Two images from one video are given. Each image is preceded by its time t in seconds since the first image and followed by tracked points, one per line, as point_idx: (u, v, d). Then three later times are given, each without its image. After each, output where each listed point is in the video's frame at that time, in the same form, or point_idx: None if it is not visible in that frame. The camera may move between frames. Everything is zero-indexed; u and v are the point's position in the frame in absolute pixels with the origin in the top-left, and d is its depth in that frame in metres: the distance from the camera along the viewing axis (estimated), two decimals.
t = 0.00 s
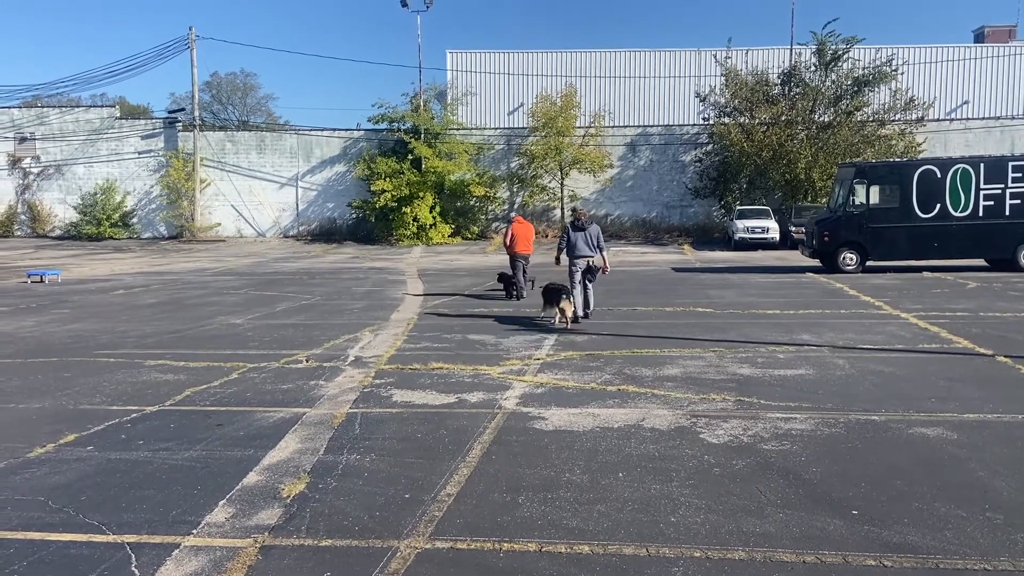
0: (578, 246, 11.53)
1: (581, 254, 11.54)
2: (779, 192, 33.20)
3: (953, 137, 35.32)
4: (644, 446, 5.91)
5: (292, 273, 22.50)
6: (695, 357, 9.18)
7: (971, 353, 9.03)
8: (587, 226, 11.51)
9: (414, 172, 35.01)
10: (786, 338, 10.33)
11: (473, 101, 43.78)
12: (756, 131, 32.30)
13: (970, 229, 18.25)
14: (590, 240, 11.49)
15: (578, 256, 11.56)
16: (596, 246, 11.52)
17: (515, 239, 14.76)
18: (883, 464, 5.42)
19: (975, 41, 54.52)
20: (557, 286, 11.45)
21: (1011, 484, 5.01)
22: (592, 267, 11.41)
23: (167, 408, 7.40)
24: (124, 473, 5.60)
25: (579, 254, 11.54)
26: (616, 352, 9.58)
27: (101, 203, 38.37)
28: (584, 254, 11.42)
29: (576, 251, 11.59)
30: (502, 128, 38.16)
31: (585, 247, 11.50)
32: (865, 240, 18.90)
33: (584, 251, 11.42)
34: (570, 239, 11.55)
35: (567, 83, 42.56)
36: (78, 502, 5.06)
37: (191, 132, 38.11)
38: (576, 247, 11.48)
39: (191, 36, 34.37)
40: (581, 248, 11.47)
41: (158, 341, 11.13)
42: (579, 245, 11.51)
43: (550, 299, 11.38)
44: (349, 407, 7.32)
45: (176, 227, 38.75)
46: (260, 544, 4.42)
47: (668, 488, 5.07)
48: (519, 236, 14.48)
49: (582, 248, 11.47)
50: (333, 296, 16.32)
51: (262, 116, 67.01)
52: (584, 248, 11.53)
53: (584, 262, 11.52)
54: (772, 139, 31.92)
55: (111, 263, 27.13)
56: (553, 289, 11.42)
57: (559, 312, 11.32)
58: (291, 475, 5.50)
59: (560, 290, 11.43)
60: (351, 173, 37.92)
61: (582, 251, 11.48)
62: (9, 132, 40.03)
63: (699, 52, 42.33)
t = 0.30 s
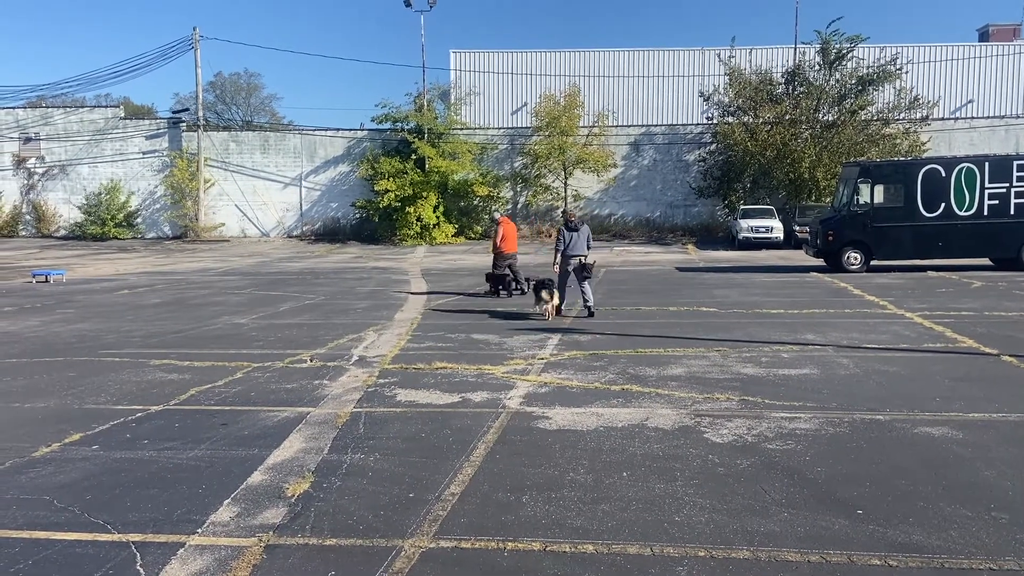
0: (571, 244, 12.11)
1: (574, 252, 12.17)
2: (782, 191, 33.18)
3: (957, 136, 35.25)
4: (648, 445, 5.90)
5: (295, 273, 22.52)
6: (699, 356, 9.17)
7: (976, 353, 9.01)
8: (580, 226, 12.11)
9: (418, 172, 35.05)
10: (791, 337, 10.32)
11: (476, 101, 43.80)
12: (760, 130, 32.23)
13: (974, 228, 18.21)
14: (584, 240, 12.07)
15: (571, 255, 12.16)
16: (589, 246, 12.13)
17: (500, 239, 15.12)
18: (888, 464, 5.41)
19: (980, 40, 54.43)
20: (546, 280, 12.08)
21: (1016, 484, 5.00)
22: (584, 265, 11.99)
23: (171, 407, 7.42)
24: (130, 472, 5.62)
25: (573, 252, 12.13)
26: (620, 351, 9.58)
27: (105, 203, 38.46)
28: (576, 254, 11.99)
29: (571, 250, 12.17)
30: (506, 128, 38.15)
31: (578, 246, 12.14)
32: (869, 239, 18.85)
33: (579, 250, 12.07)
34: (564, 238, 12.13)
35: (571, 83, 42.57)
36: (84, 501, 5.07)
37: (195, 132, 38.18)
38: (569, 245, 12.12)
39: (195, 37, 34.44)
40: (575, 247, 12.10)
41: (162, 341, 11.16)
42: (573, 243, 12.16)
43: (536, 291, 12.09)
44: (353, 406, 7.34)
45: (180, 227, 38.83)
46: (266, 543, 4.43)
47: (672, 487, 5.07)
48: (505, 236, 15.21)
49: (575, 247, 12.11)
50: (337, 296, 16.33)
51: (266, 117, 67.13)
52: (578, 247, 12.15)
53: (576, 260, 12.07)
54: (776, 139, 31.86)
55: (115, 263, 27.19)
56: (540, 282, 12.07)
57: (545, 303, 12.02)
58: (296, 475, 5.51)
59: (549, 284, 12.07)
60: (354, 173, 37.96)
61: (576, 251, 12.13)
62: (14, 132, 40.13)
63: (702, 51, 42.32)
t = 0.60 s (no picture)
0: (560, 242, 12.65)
1: (565, 250, 12.65)
2: (791, 190, 33.07)
3: (967, 134, 35.04)
4: (656, 445, 5.89)
5: (303, 272, 22.57)
6: (707, 356, 9.14)
7: (987, 352, 8.95)
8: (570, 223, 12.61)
9: (425, 171, 35.08)
10: (800, 337, 10.27)
11: (484, 100, 43.80)
12: (768, 129, 32.10)
13: (984, 227, 18.12)
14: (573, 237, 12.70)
15: (562, 253, 12.61)
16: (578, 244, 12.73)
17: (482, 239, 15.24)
18: (897, 464, 5.38)
19: (989, 39, 54.15)
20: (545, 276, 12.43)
21: None
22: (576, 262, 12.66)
23: (180, 407, 7.45)
24: (139, 472, 5.64)
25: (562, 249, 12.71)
26: (628, 351, 9.56)
27: (115, 203, 38.63)
28: (570, 250, 12.53)
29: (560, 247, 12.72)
30: (513, 127, 38.11)
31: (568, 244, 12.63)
32: (878, 238, 18.77)
33: (571, 246, 12.60)
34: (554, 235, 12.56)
35: (578, 83, 42.53)
36: (94, 500, 5.10)
37: (203, 132, 38.31)
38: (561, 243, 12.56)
39: (203, 38, 34.53)
40: (566, 244, 12.57)
41: (171, 340, 11.20)
42: (563, 241, 12.63)
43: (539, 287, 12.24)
44: (361, 406, 7.35)
45: (189, 227, 38.97)
46: (274, 542, 4.44)
47: (680, 487, 5.06)
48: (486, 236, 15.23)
49: (567, 244, 12.60)
50: (345, 296, 16.35)
51: (274, 117, 67.33)
52: (568, 245, 12.64)
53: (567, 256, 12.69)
54: (784, 137, 31.74)
55: (124, 262, 27.31)
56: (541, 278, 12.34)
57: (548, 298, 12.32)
58: (304, 474, 5.52)
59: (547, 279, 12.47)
60: (362, 173, 38.02)
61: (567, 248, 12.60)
62: (24, 133, 40.34)
63: (710, 50, 42.22)
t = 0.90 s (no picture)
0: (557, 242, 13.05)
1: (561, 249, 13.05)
2: (806, 189, 32.88)
3: (985, 133, 34.71)
4: (670, 446, 5.87)
5: (317, 272, 22.64)
6: (722, 356, 9.11)
7: (1005, 352, 8.86)
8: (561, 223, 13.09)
9: (438, 172, 35.14)
10: (815, 337, 10.20)
11: (497, 100, 43.81)
12: (783, 128, 31.91)
13: (1002, 226, 17.98)
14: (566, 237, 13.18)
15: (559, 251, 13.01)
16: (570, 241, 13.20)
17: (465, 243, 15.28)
18: (913, 465, 5.34)
19: (1007, 37, 53.63)
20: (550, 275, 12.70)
21: None
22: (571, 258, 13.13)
23: (196, 406, 7.50)
24: (155, 470, 5.68)
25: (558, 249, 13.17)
26: (641, 351, 9.54)
27: (131, 203, 38.92)
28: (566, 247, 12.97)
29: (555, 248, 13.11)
30: (526, 127, 38.08)
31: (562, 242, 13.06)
32: (894, 237, 18.59)
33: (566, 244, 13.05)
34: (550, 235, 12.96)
35: (591, 82, 42.49)
36: (110, 498, 5.14)
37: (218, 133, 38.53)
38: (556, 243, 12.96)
39: (218, 39, 34.74)
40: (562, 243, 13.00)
41: (186, 340, 11.26)
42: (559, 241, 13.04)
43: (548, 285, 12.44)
44: (375, 405, 7.37)
45: (204, 227, 39.21)
46: (289, 541, 4.46)
47: (694, 488, 5.04)
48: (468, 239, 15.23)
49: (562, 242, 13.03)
50: (359, 296, 16.38)
51: (288, 118, 67.64)
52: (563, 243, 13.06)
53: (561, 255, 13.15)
54: (799, 136, 31.53)
55: (140, 263, 27.51)
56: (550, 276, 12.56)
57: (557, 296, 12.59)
58: (318, 473, 5.54)
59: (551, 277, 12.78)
60: (375, 173, 38.14)
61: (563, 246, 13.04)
62: (41, 134, 40.69)
63: (723, 49, 42.07)
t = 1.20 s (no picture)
0: (551, 242, 13.72)
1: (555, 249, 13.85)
2: (826, 189, 32.60)
3: (1009, 132, 34.23)
4: (690, 447, 5.84)
5: (336, 272, 22.77)
6: (741, 357, 9.06)
7: None
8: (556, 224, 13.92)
9: (456, 172, 35.19)
10: (835, 337, 10.12)
11: (514, 100, 43.81)
12: (803, 127, 31.65)
13: None
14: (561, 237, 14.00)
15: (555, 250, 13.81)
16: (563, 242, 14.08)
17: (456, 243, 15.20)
18: (936, 467, 5.28)
19: None
20: (554, 273, 13.37)
21: None
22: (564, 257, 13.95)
23: (217, 405, 7.57)
24: (177, 469, 5.74)
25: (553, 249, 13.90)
26: (659, 351, 9.51)
27: (153, 205, 39.36)
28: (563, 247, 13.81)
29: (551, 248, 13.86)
30: (544, 127, 38.04)
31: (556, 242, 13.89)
32: (917, 237, 18.37)
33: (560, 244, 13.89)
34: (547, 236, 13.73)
35: (609, 82, 42.38)
36: (134, 496, 5.20)
37: (238, 134, 38.87)
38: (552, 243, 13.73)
39: (238, 42, 35.02)
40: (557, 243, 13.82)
41: (208, 340, 11.37)
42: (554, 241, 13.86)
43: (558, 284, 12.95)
44: (393, 405, 7.41)
45: (225, 228, 39.56)
46: (309, 540, 4.49)
47: (714, 489, 5.01)
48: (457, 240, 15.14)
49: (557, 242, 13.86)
50: (378, 296, 16.46)
51: (307, 119, 68.06)
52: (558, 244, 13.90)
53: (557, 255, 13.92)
54: (820, 135, 31.26)
55: (162, 263, 27.81)
56: (559, 275, 13.20)
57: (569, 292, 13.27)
58: (338, 473, 5.56)
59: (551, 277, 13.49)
60: (394, 174, 38.31)
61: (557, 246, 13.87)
62: (64, 136, 41.18)
63: (743, 48, 41.81)
